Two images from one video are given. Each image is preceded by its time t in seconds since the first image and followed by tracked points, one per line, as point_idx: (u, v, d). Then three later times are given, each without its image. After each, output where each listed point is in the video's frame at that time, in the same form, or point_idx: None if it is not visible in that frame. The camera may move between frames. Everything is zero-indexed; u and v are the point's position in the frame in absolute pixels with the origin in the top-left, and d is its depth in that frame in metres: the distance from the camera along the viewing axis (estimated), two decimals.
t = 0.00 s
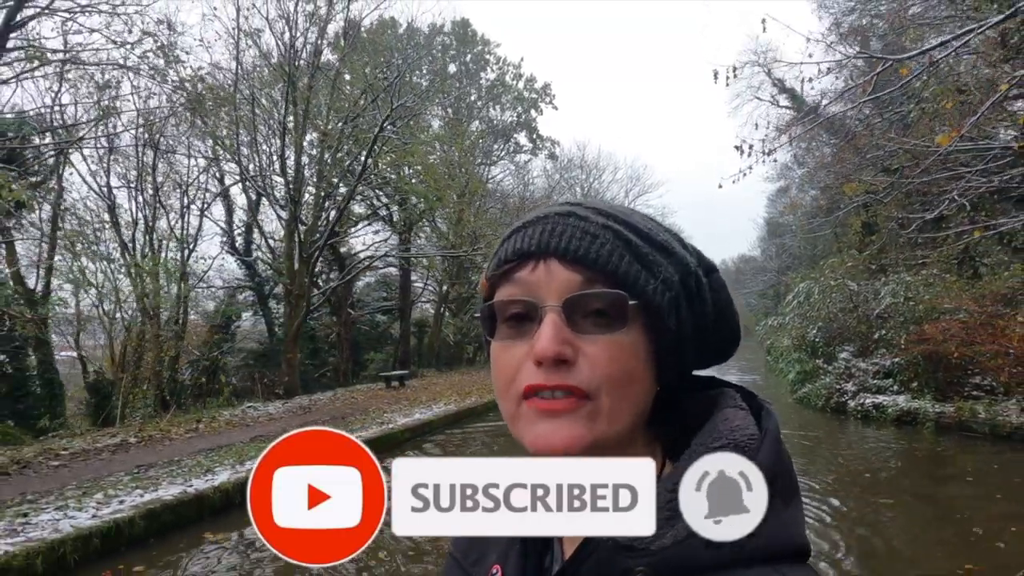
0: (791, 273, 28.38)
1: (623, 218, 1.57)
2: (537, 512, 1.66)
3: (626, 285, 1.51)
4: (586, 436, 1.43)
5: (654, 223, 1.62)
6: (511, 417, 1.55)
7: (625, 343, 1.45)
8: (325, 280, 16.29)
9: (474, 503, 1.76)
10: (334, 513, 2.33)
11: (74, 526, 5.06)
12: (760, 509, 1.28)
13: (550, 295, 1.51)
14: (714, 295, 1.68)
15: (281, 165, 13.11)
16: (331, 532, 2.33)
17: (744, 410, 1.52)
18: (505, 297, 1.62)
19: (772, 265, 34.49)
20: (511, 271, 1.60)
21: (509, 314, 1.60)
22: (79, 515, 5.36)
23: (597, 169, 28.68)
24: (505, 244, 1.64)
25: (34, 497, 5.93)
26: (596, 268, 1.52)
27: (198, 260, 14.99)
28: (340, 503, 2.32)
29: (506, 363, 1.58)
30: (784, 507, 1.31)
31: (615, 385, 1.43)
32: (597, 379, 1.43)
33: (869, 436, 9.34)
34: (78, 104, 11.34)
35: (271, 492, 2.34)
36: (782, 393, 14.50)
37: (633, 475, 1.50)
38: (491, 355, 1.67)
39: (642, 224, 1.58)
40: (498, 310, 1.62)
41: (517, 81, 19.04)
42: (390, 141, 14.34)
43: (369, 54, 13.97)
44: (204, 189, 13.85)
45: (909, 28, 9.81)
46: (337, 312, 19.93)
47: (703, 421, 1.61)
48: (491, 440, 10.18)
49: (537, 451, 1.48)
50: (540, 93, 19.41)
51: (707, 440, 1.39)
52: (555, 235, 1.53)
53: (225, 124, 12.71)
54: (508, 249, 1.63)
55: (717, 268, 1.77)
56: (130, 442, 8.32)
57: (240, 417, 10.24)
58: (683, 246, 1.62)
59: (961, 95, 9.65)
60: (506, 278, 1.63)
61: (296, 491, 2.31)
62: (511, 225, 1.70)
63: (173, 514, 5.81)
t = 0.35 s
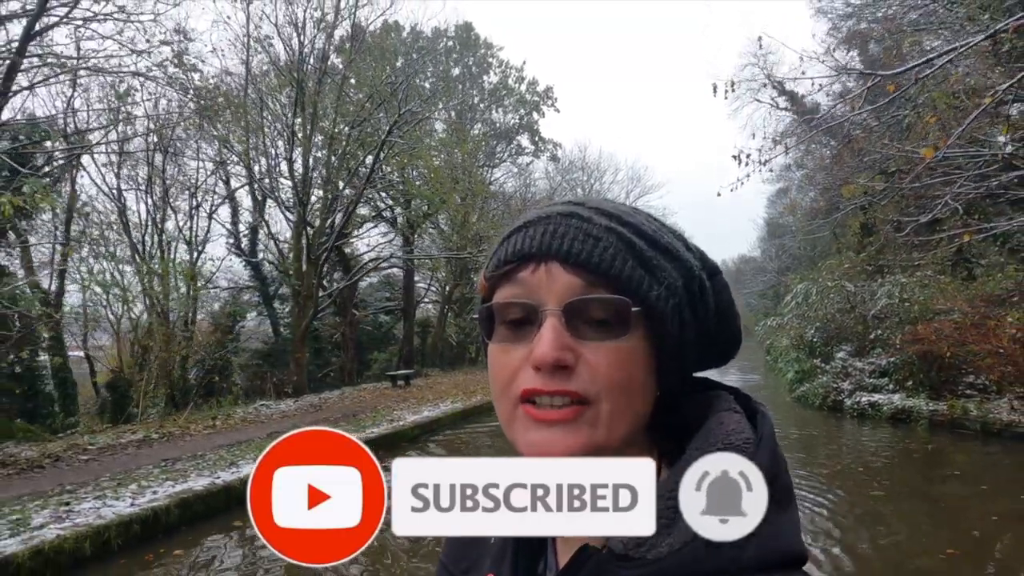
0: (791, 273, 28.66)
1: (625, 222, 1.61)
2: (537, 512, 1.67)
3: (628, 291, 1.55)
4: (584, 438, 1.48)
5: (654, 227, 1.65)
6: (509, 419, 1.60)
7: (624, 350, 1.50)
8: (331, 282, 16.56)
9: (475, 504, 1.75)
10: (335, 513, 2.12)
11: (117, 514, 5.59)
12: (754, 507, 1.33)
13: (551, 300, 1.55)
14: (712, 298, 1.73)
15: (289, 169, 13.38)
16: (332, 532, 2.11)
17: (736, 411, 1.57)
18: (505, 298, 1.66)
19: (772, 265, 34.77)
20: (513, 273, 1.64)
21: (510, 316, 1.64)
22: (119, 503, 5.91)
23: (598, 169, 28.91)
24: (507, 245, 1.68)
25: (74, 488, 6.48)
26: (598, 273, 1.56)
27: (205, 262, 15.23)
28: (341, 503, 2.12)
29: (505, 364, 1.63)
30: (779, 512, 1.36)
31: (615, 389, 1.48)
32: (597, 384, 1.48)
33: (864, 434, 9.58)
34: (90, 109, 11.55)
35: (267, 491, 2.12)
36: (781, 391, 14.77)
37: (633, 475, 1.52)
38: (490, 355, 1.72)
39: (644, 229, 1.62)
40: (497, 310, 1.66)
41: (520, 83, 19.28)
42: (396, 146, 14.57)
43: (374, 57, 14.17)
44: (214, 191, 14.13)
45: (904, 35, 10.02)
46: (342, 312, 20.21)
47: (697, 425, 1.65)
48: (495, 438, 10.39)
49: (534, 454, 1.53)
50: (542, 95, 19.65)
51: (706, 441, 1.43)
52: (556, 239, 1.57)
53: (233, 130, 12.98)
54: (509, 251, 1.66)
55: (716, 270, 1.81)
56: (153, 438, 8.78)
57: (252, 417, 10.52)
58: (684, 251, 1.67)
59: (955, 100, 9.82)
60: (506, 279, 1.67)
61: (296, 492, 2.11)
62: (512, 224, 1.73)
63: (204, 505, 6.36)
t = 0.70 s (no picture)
0: (791, 273, 28.95)
1: (615, 219, 1.56)
2: (537, 513, 1.58)
3: (621, 291, 1.50)
4: (578, 444, 1.44)
5: (647, 221, 1.60)
6: (502, 425, 1.55)
7: (617, 353, 1.45)
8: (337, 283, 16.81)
9: (475, 503, 1.66)
10: (336, 513, 1.92)
11: (158, 501, 6.25)
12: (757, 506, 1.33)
13: (540, 303, 1.50)
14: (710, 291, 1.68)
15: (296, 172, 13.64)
16: (331, 533, 1.92)
17: (741, 416, 1.56)
18: (494, 302, 1.61)
19: (772, 266, 35.09)
20: (502, 276, 1.59)
21: (499, 320, 1.59)
22: (159, 492, 6.59)
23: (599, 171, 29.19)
24: (495, 247, 1.63)
25: (111, 478, 7.24)
26: (590, 273, 1.51)
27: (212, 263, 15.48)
28: (342, 502, 1.92)
29: (496, 369, 1.58)
30: (784, 516, 1.38)
31: (609, 395, 1.43)
32: (588, 390, 1.43)
33: (861, 432, 9.78)
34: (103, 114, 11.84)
35: (262, 487, 1.93)
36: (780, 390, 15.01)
37: (634, 475, 1.48)
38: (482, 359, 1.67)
39: (635, 225, 1.56)
40: (487, 315, 1.62)
41: (522, 87, 19.55)
42: (402, 149, 14.83)
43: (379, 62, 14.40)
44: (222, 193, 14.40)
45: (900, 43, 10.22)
46: (347, 312, 20.46)
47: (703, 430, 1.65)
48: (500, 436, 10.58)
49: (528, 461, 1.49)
50: (545, 99, 19.91)
51: (709, 443, 1.45)
52: (545, 240, 1.52)
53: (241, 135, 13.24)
54: (497, 252, 1.61)
55: (713, 262, 1.76)
56: (175, 434, 9.26)
57: (265, 415, 10.83)
58: (679, 246, 1.61)
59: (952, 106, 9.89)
60: (495, 282, 1.62)
61: (295, 491, 1.91)
62: (501, 224, 1.68)
63: (234, 492, 7.01)
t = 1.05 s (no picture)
0: (791, 274, 29.24)
1: (622, 220, 1.49)
2: (537, 512, 1.49)
3: (623, 297, 1.43)
4: (569, 454, 1.36)
5: (655, 225, 1.53)
6: (490, 432, 1.48)
7: (616, 362, 1.37)
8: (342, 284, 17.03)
9: (474, 503, 1.57)
10: (336, 513, 1.88)
11: (191, 492, 6.80)
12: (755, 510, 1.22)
13: (538, 304, 1.42)
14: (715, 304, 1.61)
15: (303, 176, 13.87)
16: (332, 534, 1.88)
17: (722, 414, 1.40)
18: (490, 299, 1.53)
19: (773, 267, 35.39)
20: (499, 273, 1.51)
21: (493, 319, 1.52)
22: (190, 483, 7.11)
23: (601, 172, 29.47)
24: (494, 241, 1.55)
25: (141, 471, 7.67)
26: (591, 276, 1.44)
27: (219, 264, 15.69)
28: (343, 503, 1.88)
29: (487, 372, 1.50)
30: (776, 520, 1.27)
31: (605, 404, 1.36)
32: (584, 398, 1.36)
33: (858, 430, 9.99)
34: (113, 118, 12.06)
35: (262, 488, 1.87)
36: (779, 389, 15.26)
37: (634, 474, 1.37)
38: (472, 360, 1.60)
39: (642, 229, 1.49)
40: (481, 312, 1.54)
41: (525, 90, 19.78)
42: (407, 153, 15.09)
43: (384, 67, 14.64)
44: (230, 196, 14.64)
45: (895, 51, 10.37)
46: (352, 312, 20.69)
47: (690, 433, 1.46)
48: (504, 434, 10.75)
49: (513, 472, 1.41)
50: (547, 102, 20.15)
51: (702, 440, 1.31)
52: (548, 238, 1.45)
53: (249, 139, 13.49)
54: (497, 247, 1.53)
55: (719, 273, 1.69)
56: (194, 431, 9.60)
57: (281, 411, 11.19)
58: (687, 254, 1.54)
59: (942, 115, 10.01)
60: (491, 279, 1.54)
61: (296, 492, 1.86)
62: (501, 218, 1.61)
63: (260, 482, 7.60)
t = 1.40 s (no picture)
0: (791, 274, 29.50)
1: (633, 212, 1.55)
2: (537, 512, 1.59)
3: (631, 284, 1.48)
4: (574, 433, 1.42)
5: (668, 220, 1.58)
6: (500, 412, 1.54)
7: (620, 344, 1.43)
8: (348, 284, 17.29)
9: (475, 503, 1.66)
10: (335, 513, 1.96)
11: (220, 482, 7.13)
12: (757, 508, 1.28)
13: (546, 288, 1.50)
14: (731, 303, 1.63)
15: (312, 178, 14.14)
16: (333, 534, 1.96)
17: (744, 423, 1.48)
18: (505, 285, 1.61)
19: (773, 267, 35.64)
20: (515, 258, 1.60)
21: (507, 303, 1.60)
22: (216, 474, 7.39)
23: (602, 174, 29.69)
24: (513, 230, 1.65)
25: (171, 463, 7.94)
26: (600, 263, 1.50)
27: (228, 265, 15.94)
28: (342, 503, 1.96)
29: (499, 352, 1.58)
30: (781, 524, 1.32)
31: (609, 384, 1.41)
32: (588, 377, 1.41)
33: (855, 427, 10.24)
34: (127, 121, 12.29)
35: (265, 489, 1.96)
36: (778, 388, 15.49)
37: (635, 475, 1.49)
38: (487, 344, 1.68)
39: (653, 221, 1.55)
40: (497, 297, 1.62)
41: (527, 93, 20.03)
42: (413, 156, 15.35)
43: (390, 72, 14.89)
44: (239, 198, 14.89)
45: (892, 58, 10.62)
46: (356, 313, 20.94)
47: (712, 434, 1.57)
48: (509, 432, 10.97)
49: (519, 449, 1.47)
50: (550, 105, 20.40)
51: (710, 442, 1.40)
52: (559, 225, 1.53)
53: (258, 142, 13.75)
54: (514, 235, 1.63)
55: (739, 275, 1.72)
56: (213, 426, 9.85)
57: (293, 408, 11.44)
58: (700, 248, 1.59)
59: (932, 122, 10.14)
60: (507, 265, 1.63)
61: (295, 491, 1.95)
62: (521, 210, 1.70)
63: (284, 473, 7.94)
